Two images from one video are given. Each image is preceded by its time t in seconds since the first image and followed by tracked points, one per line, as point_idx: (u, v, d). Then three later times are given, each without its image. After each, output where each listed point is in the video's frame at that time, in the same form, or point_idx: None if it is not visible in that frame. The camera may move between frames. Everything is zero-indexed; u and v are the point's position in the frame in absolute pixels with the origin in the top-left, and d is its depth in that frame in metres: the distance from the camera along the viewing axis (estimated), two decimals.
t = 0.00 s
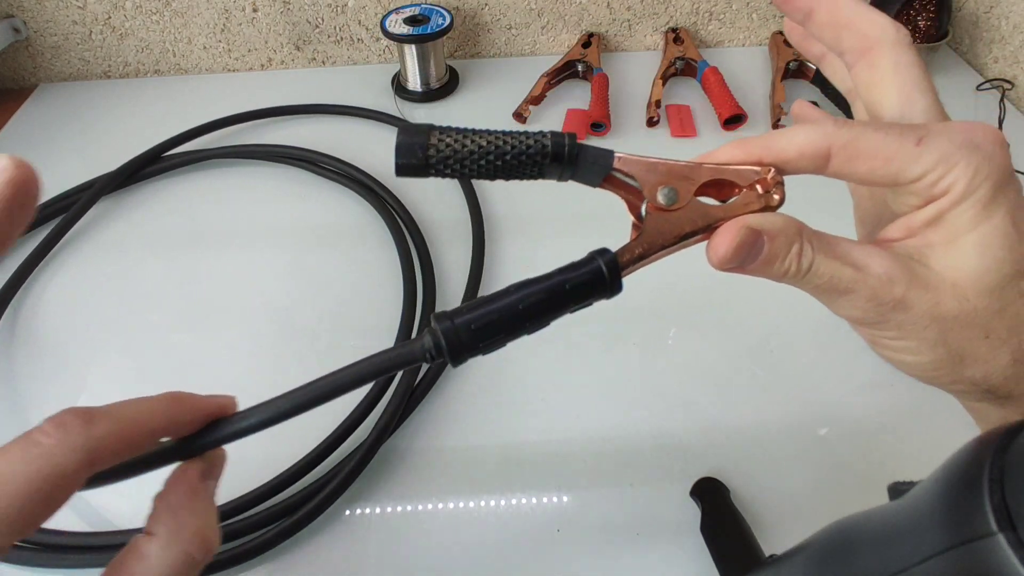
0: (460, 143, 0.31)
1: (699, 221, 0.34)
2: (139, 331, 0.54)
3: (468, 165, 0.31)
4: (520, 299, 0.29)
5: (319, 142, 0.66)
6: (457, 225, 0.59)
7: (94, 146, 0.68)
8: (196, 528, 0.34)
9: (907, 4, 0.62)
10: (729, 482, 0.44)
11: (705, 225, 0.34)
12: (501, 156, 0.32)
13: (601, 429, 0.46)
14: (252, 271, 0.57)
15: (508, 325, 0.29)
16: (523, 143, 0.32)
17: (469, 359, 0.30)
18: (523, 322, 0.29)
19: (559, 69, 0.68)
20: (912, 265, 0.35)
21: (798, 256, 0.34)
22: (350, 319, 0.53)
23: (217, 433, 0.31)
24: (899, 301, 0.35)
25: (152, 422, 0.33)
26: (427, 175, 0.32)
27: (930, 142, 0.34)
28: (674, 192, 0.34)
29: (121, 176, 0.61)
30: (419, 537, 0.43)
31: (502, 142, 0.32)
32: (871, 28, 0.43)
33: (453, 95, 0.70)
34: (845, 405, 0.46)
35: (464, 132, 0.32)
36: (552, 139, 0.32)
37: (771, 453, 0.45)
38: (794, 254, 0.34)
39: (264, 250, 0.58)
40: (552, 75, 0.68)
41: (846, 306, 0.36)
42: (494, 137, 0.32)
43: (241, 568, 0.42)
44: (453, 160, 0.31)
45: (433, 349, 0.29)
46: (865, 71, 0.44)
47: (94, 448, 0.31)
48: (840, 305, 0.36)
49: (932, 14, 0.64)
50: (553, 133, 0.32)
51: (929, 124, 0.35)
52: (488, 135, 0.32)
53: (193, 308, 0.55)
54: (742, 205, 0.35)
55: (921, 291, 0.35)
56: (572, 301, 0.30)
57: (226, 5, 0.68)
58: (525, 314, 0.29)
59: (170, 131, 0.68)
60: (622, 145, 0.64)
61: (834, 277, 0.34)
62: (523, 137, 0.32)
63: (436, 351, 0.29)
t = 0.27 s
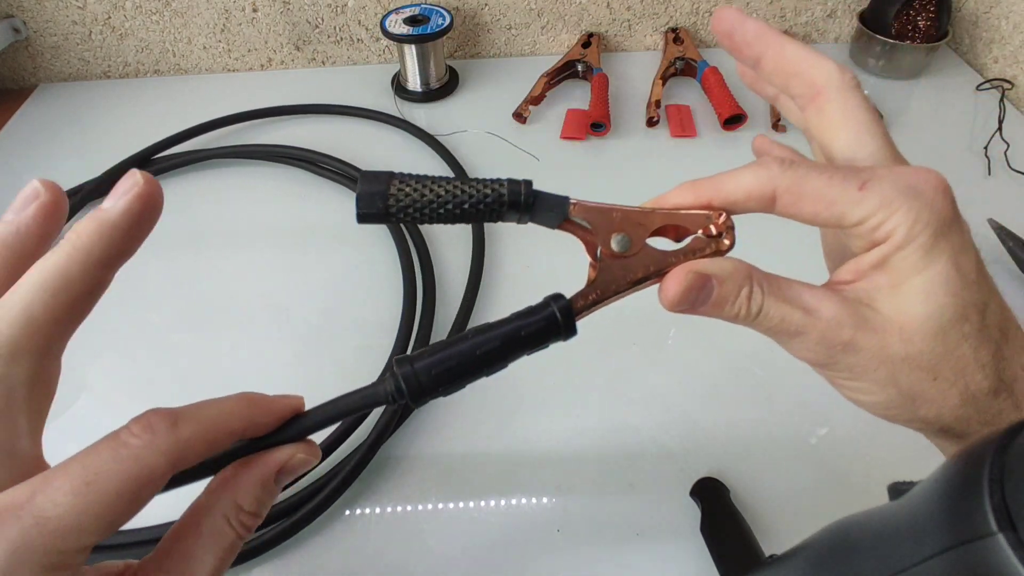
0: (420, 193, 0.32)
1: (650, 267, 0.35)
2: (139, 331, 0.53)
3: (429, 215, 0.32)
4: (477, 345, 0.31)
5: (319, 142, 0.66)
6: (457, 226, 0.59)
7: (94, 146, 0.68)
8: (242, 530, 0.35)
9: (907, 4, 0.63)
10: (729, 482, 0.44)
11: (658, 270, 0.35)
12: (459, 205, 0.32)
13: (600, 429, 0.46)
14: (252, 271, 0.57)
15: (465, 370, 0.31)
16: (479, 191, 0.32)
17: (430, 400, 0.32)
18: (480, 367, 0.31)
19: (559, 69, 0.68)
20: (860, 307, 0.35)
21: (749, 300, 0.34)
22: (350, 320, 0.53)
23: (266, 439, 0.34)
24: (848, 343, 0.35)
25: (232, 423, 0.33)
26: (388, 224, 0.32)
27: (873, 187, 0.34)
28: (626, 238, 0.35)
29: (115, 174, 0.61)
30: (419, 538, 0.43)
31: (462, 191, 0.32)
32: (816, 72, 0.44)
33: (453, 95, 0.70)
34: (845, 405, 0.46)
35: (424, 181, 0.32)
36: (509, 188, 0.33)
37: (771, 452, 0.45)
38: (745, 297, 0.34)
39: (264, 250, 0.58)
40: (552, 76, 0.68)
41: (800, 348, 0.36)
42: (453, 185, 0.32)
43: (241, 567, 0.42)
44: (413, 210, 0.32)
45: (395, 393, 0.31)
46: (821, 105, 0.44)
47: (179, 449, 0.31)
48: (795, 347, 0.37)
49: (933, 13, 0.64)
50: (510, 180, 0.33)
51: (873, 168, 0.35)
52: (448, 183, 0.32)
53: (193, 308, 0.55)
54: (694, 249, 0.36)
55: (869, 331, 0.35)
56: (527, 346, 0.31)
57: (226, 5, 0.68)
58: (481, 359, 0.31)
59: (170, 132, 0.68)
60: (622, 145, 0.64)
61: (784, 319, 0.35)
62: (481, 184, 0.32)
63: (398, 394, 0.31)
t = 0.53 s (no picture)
0: (403, 215, 0.31)
1: (631, 295, 0.36)
2: (139, 331, 0.53)
3: (412, 235, 0.31)
4: (456, 370, 0.31)
5: (320, 142, 0.66)
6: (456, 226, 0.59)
7: (94, 146, 0.68)
8: (204, 544, 0.34)
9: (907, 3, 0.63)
10: (729, 482, 0.44)
11: (637, 299, 0.36)
12: (444, 228, 0.32)
13: (600, 430, 0.46)
14: (252, 271, 0.57)
15: (445, 394, 0.31)
16: (463, 214, 0.32)
17: (411, 422, 0.32)
18: (459, 391, 0.32)
19: (559, 69, 0.68)
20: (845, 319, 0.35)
21: (730, 323, 0.35)
22: (350, 320, 0.53)
23: (260, 449, 0.34)
24: (833, 358, 0.35)
25: (229, 430, 0.34)
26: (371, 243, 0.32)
27: (845, 201, 0.34)
28: (609, 268, 0.36)
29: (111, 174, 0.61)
30: (419, 538, 0.43)
31: (446, 213, 0.32)
32: (770, 98, 0.44)
33: (453, 95, 0.70)
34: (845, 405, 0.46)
35: (408, 202, 0.32)
36: (494, 211, 0.32)
37: (771, 453, 0.45)
38: (725, 322, 0.34)
39: (264, 250, 0.58)
40: (552, 76, 0.68)
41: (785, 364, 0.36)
42: (437, 206, 0.32)
43: (241, 568, 0.42)
44: (396, 232, 0.31)
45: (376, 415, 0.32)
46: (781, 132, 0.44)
47: (167, 447, 0.32)
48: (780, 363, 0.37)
49: (933, 12, 0.64)
50: (496, 202, 0.33)
51: (847, 181, 0.35)
52: (432, 205, 0.32)
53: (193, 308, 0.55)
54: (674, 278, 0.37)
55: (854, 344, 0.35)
56: (507, 371, 0.32)
57: (226, 5, 0.68)
58: (461, 385, 0.31)
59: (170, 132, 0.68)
60: (622, 145, 0.64)
61: (767, 337, 0.35)
62: (466, 206, 0.32)
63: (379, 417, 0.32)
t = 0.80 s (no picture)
0: (376, 224, 0.32)
1: (619, 272, 0.35)
2: (138, 331, 0.53)
3: (387, 244, 0.32)
4: (448, 374, 0.31)
5: (320, 143, 0.66)
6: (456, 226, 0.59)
7: (94, 146, 0.68)
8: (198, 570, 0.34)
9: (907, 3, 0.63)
10: (730, 483, 0.44)
11: (625, 275, 0.35)
12: (419, 231, 0.33)
13: (600, 430, 0.46)
14: (252, 271, 0.57)
15: (439, 400, 0.31)
16: (437, 215, 0.33)
17: (410, 433, 0.32)
18: (454, 395, 0.31)
19: (559, 69, 0.68)
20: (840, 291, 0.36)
21: (726, 295, 0.35)
22: (350, 320, 0.53)
23: (261, 475, 0.35)
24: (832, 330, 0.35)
25: (256, 434, 0.37)
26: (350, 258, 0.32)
27: (833, 172, 0.35)
28: (591, 247, 0.35)
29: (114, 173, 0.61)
30: (418, 538, 0.43)
31: (419, 216, 0.33)
32: (753, 64, 0.44)
33: (453, 95, 0.70)
34: (845, 405, 0.46)
35: (378, 211, 0.33)
36: (465, 208, 0.33)
37: (771, 453, 0.45)
38: (721, 293, 0.35)
39: (263, 250, 0.58)
40: (552, 76, 0.67)
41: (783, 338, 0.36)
42: (409, 211, 0.33)
43: (242, 568, 0.42)
44: (371, 242, 0.32)
45: (372, 430, 0.31)
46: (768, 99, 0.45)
47: (192, 441, 0.35)
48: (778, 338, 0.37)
49: (933, 12, 0.64)
50: (467, 200, 0.34)
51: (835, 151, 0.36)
52: (403, 212, 0.33)
53: (193, 308, 0.55)
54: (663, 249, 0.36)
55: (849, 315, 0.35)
56: (501, 369, 0.31)
57: (226, 5, 0.68)
58: (454, 388, 0.31)
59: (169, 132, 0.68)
60: (622, 146, 0.64)
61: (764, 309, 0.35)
62: (438, 208, 0.33)
63: (375, 431, 0.31)
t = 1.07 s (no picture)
0: (380, 238, 0.33)
1: (609, 288, 0.35)
2: (138, 331, 0.53)
3: (388, 257, 0.33)
4: (442, 382, 0.31)
5: (320, 142, 0.66)
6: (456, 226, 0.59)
7: (94, 146, 0.68)
8: (181, 558, 0.35)
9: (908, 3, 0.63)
10: (730, 482, 0.44)
11: (615, 292, 0.35)
12: (420, 245, 0.34)
13: (600, 430, 0.46)
14: (252, 271, 0.57)
15: (432, 408, 0.31)
16: (437, 230, 0.34)
17: (403, 440, 0.31)
18: (447, 404, 0.31)
19: (559, 69, 0.68)
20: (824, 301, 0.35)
21: (716, 306, 0.34)
22: (350, 319, 0.53)
23: (254, 473, 0.35)
24: (817, 337, 0.34)
25: (247, 438, 0.35)
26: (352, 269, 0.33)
27: (804, 187, 0.35)
28: (584, 264, 0.35)
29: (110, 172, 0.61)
30: (418, 538, 0.43)
31: (420, 231, 0.34)
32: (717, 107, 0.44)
33: (453, 95, 0.70)
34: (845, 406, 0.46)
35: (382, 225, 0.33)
36: (464, 225, 0.34)
37: (771, 453, 0.45)
38: (711, 304, 0.34)
39: (264, 250, 0.58)
40: (552, 76, 0.68)
41: (771, 349, 0.35)
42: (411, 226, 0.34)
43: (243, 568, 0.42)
44: (373, 255, 0.33)
45: (366, 435, 0.31)
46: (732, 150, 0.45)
47: (181, 443, 0.34)
48: (765, 349, 0.36)
49: (933, 12, 0.64)
50: (467, 217, 0.34)
51: (803, 171, 0.37)
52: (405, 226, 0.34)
53: (193, 308, 0.55)
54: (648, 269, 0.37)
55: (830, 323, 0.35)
56: (494, 379, 0.31)
57: (226, 5, 0.68)
58: (448, 396, 0.30)
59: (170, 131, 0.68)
60: (622, 146, 0.64)
61: (755, 322, 0.34)
62: (438, 224, 0.34)
63: (369, 436, 0.31)
